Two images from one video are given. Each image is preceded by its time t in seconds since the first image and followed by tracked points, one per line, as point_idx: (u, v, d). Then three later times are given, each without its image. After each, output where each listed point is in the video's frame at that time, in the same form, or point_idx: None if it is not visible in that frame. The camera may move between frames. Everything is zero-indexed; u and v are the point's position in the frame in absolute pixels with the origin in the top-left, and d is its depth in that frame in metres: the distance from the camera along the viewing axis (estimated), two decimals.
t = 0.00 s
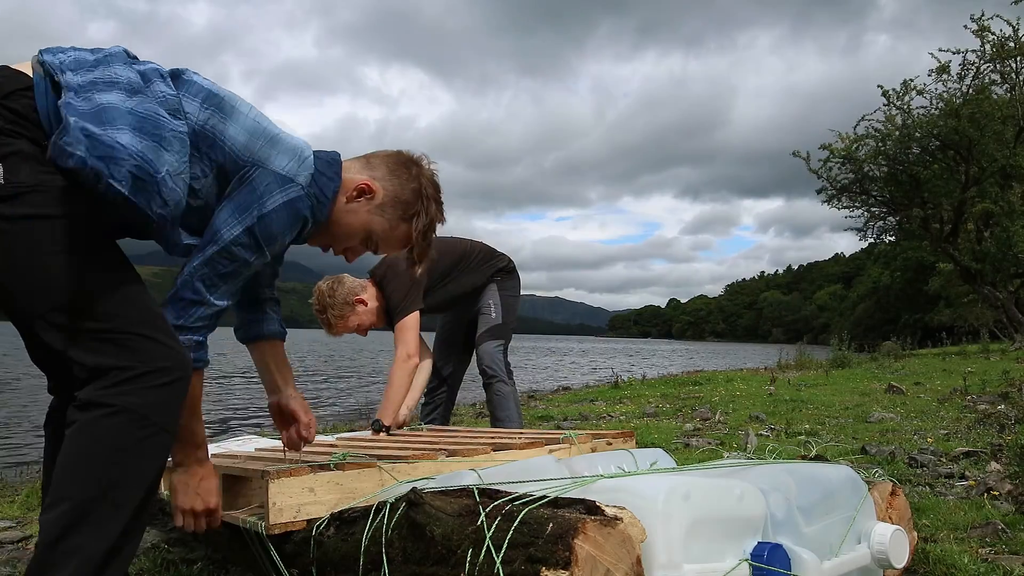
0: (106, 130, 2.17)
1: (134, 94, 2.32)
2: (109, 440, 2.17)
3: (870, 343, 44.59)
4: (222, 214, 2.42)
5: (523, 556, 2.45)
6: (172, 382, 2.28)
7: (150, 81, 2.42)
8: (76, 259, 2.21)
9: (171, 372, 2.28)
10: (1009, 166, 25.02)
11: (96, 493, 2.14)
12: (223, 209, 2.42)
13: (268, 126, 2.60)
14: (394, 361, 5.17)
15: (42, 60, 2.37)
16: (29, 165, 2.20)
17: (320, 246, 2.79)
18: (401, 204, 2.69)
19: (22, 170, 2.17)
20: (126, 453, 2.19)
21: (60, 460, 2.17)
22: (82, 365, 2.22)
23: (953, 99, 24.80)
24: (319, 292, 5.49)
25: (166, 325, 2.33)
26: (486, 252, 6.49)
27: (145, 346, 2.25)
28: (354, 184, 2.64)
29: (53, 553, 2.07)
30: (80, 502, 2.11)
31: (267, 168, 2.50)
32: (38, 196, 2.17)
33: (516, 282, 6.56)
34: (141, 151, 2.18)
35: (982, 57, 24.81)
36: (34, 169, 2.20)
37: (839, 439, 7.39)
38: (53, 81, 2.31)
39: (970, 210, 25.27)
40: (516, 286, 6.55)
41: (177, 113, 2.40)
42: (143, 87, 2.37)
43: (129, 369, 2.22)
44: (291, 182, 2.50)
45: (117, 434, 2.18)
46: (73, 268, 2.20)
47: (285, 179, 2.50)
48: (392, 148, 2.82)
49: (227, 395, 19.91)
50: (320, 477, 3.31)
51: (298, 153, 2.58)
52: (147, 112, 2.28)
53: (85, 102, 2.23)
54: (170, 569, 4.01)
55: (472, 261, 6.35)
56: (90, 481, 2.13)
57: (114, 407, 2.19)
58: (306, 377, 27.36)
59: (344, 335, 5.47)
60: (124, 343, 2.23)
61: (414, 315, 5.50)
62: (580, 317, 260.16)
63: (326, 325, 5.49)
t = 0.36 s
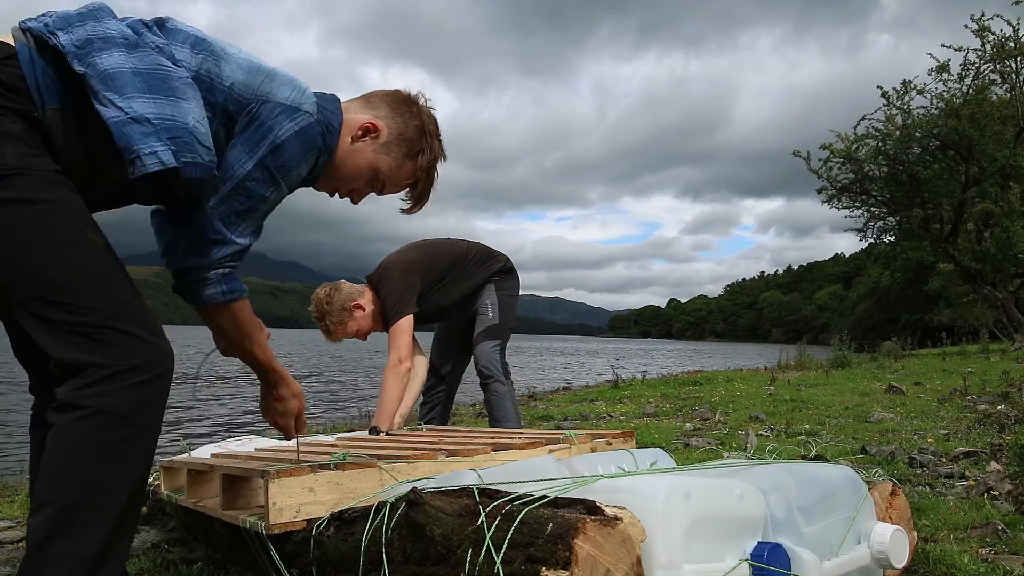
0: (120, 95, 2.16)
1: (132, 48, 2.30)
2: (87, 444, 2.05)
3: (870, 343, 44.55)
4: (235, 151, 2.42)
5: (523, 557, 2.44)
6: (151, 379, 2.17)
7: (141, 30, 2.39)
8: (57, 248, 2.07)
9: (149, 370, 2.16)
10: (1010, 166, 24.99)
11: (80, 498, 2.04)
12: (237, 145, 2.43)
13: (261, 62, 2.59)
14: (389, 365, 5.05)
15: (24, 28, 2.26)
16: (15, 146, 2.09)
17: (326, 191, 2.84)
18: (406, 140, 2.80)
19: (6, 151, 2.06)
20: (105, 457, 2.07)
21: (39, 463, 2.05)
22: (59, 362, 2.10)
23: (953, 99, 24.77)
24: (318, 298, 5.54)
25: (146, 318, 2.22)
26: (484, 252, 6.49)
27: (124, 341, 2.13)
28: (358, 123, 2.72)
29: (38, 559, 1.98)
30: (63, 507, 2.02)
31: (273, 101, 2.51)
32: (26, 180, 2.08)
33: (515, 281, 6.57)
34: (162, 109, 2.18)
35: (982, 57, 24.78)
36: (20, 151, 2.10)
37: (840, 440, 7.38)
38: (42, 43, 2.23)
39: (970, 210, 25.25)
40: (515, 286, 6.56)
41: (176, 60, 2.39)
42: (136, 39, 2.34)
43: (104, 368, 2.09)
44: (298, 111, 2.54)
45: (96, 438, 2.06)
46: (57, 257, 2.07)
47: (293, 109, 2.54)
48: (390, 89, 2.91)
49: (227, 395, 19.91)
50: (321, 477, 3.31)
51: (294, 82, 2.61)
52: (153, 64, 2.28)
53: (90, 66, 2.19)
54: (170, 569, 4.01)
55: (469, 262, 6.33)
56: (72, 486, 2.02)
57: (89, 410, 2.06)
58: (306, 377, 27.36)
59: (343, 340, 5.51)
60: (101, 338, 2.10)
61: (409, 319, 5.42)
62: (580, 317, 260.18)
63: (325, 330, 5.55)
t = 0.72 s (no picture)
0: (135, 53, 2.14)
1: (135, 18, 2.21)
2: (83, 459, 2.05)
3: (870, 343, 44.56)
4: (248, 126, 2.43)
5: (523, 557, 2.45)
6: (147, 389, 2.17)
7: None
8: (57, 248, 2.06)
9: (145, 379, 2.17)
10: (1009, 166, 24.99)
11: (76, 511, 2.04)
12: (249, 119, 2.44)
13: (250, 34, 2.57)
14: (388, 369, 5.05)
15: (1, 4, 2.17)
16: (7, 134, 2.04)
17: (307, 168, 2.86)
18: (387, 118, 2.84)
19: None
20: (100, 470, 2.07)
21: (33, 477, 2.05)
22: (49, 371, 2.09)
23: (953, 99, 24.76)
24: (319, 297, 5.56)
25: (143, 323, 2.22)
26: (483, 253, 6.49)
27: (120, 349, 2.13)
28: (342, 101, 2.74)
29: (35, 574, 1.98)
30: (59, 521, 2.02)
31: (276, 71, 2.50)
32: (22, 174, 2.05)
33: (515, 281, 6.58)
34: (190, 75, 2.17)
35: (982, 57, 24.76)
36: (13, 140, 2.05)
37: (840, 440, 7.39)
38: (31, 23, 2.15)
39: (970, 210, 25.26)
40: (515, 286, 6.56)
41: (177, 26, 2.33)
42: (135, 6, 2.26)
43: (99, 379, 2.09)
44: (300, 81, 2.54)
45: (91, 452, 2.06)
46: (58, 254, 2.06)
47: (295, 79, 2.53)
48: (368, 67, 2.93)
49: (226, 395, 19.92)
50: (320, 478, 3.31)
51: (287, 54, 2.60)
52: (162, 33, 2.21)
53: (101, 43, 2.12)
54: (170, 569, 4.01)
55: (468, 263, 6.32)
56: (69, 500, 2.03)
57: (83, 423, 2.07)
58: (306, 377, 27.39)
59: (343, 339, 5.52)
60: (95, 345, 2.10)
61: (409, 322, 5.42)
62: (580, 317, 260.25)
63: (325, 329, 5.56)
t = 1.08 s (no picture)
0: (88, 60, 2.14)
1: (90, 36, 2.20)
2: (85, 461, 2.05)
3: (870, 343, 44.57)
4: (246, 117, 2.41)
5: (523, 557, 2.44)
6: (150, 391, 2.17)
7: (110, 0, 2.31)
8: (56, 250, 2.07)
9: (147, 381, 2.17)
10: (1009, 166, 24.99)
11: (78, 514, 2.04)
12: (246, 111, 2.42)
13: (243, 24, 2.56)
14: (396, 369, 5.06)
15: None
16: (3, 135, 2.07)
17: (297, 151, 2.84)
18: (377, 101, 2.85)
19: None
20: (104, 472, 2.08)
21: (36, 479, 2.05)
22: (50, 373, 2.09)
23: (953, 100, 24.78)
24: (319, 294, 5.55)
25: (145, 324, 2.21)
26: (482, 252, 6.49)
27: (121, 352, 2.13)
28: (333, 84, 2.75)
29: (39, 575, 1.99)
30: (62, 523, 2.02)
31: (272, 62, 2.51)
32: (20, 176, 2.06)
33: (513, 281, 6.58)
34: (122, 108, 2.11)
35: (982, 57, 24.77)
36: (11, 140, 2.08)
37: (840, 440, 7.39)
38: None
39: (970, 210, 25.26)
40: (513, 285, 6.56)
41: (150, 30, 2.30)
42: (97, 17, 2.24)
43: (102, 381, 2.09)
44: (296, 71, 2.53)
45: (94, 454, 2.06)
46: (54, 257, 2.07)
47: (291, 70, 2.52)
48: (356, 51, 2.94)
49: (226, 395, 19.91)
50: (320, 478, 3.31)
51: (283, 43, 2.61)
52: (115, 52, 2.18)
53: (45, 61, 2.13)
54: (171, 568, 4.01)
55: (467, 264, 6.32)
56: (71, 503, 2.03)
57: (87, 426, 2.06)
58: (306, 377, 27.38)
59: (342, 338, 5.50)
60: (97, 348, 2.10)
61: (412, 322, 5.42)
62: (580, 317, 260.27)
63: (325, 327, 5.54)
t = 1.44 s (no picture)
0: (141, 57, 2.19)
1: (123, 39, 2.21)
2: (90, 455, 2.05)
3: (870, 343, 44.55)
4: (259, 115, 2.47)
5: (523, 557, 2.44)
6: (155, 387, 2.17)
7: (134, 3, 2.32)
8: (69, 247, 2.07)
9: (153, 377, 2.17)
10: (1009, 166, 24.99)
11: (82, 508, 2.03)
12: (259, 109, 2.48)
13: (261, 31, 2.61)
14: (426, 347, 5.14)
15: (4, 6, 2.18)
16: (26, 133, 2.06)
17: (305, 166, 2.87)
18: (388, 124, 2.89)
19: (21, 140, 2.04)
20: (109, 466, 2.08)
21: (41, 472, 2.05)
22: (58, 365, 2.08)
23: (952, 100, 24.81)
24: (316, 289, 5.49)
25: (153, 322, 2.21)
26: (480, 251, 6.49)
27: (128, 346, 2.13)
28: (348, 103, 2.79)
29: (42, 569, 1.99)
30: (67, 517, 2.02)
31: (289, 67, 2.56)
32: (38, 174, 2.06)
33: (511, 280, 6.60)
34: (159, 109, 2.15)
35: (982, 57, 24.80)
36: (32, 140, 2.07)
37: (840, 440, 7.38)
38: (21, 23, 2.15)
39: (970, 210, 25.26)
40: (510, 285, 6.57)
41: (177, 33, 2.32)
42: (125, 20, 2.25)
43: (108, 375, 2.09)
44: (312, 76, 2.59)
45: (100, 448, 2.06)
46: (67, 253, 2.06)
47: (307, 74, 2.58)
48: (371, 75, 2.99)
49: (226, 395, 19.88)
50: (320, 478, 3.31)
51: (298, 51, 2.66)
52: (147, 55, 2.20)
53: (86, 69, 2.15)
54: (170, 568, 4.01)
55: (464, 262, 6.31)
56: (75, 496, 2.02)
57: (93, 419, 2.06)
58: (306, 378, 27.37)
59: (339, 333, 5.49)
60: (105, 343, 2.10)
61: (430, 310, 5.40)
62: (580, 318, 260.25)
63: (321, 321, 5.48)
